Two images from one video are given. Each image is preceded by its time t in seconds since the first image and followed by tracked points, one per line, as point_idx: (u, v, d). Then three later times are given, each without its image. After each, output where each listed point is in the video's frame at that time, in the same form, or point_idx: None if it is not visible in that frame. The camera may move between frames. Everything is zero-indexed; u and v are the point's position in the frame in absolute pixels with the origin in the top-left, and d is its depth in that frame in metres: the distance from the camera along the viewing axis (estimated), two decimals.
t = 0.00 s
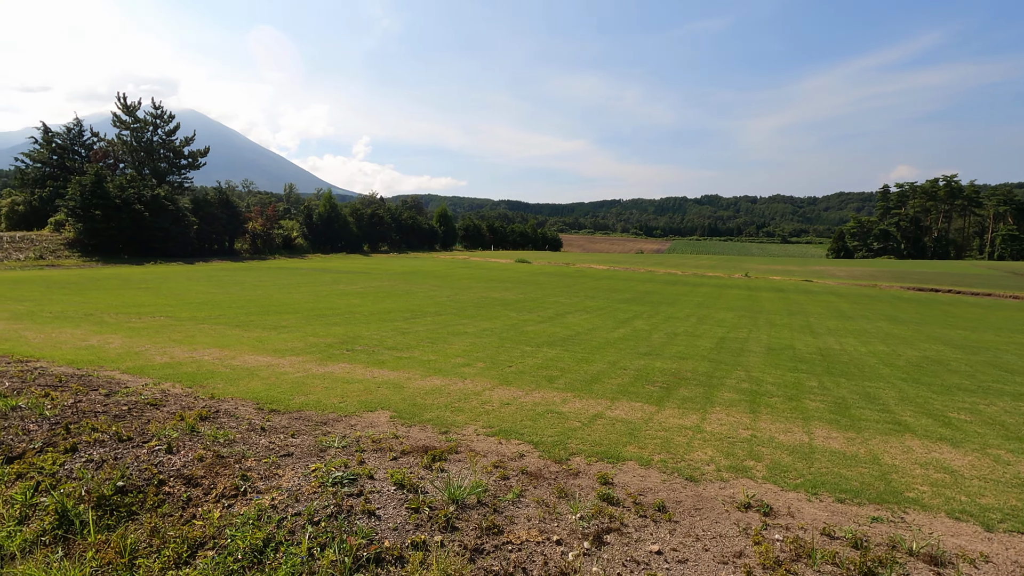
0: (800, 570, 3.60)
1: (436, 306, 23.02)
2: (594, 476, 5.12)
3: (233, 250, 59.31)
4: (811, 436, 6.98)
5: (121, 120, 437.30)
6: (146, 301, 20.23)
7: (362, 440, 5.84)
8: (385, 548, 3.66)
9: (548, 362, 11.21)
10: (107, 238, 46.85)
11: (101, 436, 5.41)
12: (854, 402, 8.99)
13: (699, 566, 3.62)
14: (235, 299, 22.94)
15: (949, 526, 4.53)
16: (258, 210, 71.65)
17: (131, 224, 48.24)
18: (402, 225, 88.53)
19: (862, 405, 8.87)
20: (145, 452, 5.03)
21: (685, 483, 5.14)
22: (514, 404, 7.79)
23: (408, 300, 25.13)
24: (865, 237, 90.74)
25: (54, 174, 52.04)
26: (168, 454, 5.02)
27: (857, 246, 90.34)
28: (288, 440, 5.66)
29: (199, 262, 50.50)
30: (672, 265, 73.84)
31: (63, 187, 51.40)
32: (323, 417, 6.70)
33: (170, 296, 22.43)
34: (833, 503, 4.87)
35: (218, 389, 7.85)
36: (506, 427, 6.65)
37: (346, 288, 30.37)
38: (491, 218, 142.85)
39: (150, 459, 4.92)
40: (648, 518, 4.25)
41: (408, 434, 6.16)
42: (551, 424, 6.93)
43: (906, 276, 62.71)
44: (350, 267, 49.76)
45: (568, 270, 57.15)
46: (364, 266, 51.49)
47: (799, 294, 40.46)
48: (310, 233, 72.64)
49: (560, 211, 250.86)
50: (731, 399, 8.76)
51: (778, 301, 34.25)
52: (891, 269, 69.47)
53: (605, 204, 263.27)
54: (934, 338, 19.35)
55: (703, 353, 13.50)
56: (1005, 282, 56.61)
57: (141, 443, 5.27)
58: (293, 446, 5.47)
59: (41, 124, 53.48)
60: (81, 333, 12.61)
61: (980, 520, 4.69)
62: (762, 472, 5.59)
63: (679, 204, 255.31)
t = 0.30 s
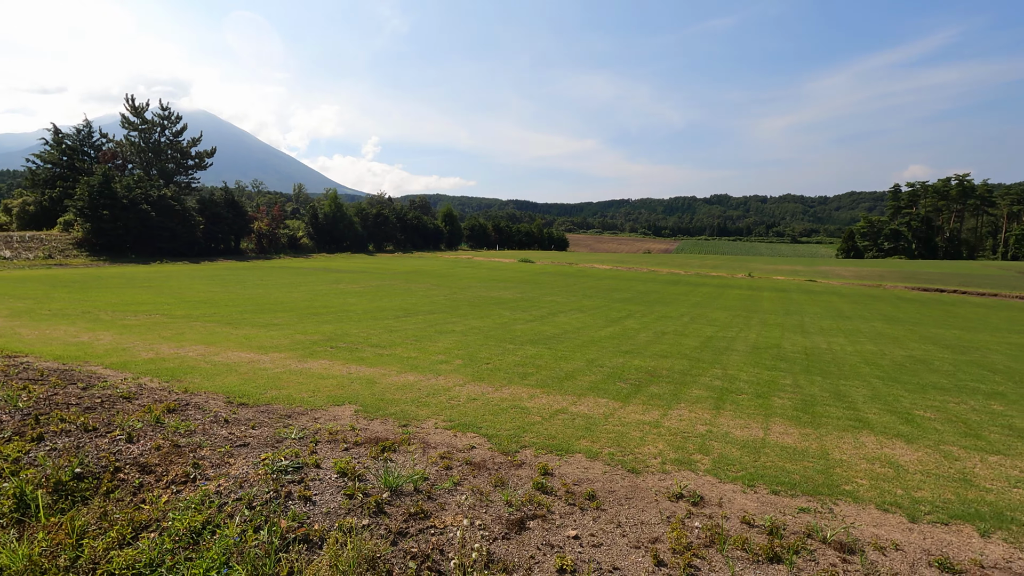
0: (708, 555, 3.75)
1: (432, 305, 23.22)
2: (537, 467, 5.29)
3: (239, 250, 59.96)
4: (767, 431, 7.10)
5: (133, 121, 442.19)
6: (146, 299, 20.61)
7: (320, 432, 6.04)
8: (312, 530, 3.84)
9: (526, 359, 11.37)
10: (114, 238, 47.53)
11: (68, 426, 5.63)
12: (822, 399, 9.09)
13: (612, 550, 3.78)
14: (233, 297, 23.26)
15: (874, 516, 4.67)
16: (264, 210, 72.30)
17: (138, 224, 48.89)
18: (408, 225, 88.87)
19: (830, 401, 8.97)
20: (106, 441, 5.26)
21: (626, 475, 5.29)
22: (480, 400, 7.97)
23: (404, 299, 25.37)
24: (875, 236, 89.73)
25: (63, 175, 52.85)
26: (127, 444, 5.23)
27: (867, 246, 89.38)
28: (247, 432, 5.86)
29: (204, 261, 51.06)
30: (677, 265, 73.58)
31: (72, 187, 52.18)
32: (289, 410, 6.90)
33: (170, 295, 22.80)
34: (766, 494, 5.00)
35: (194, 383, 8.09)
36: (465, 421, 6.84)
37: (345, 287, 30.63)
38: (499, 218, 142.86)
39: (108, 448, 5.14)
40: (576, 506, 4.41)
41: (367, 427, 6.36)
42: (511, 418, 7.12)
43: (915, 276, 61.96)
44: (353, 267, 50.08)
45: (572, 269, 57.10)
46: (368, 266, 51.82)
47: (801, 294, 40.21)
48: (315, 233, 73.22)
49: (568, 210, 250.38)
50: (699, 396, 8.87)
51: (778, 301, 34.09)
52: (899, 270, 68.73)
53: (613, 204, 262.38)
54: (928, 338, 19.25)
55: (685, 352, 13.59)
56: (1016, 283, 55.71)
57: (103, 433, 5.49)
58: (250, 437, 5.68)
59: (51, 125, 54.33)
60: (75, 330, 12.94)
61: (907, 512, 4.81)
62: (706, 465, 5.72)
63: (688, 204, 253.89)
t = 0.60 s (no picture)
0: (625, 535, 3.98)
1: (428, 304, 23.53)
2: (486, 456, 5.53)
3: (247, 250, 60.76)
4: (725, 425, 7.30)
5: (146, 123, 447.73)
6: (148, 298, 21.09)
7: (287, 422, 6.33)
8: (256, 510, 4.12)
9: (507, 356, 11.60)
10: (124, 238, 48.38)
11: (48, 415, 5.95)
12: (790, 395, 9.26)
13: (535, 529, 4.02)
14: (234, 296, 23.70)
15: (804, 503, 4.86)
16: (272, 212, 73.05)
17: (147, 225, 49.70)
18: (414, 225, 89.31)
19: (798, 397, 9.13)
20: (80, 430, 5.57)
21: (572, 464, 5.53)
22: (451, 394, 8.23)
23: (403, 298, 25.68)
24: (887, 235, 88.55)
25: (75, 177, 53.88)
26: (99, 432, 5.54)
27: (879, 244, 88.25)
28: (216, 422, 6.16)
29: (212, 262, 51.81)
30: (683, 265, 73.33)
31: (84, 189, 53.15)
32: (262, 403, 7.20)
33: (173, 294, 23.27)
34: (703, 482, 5.21)
35: (178, 378, 8.43)
36: (431, 414, 7.10)
37: (347, 287, 31.02)
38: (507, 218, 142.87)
39: (81, 436, 5.44)
40: (512, 491, 4.66)
41: (333, 419, 6.64)
42: (476, 411, 7.37)
43: (926, 275, 61.12)
44: (358, 267, 50.51)
45: (576, 269, 57.12)
46: (373, 266, 52.20)
47: (805, 293, 39.96)
48: (322, 233, 73.93)
49: (578, 210, 249.87)
50: (668, 392, 9.08)
51: (780, 300, 33.93)
52: (909, 269, 67.94)
53: (624, 202, 260.75)
54: (922, 337, 19.17)
55: (669, 350, 13.74)
56: None
57: (79, 422, 5.80)
58: (217, 426, 5.97)
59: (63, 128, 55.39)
60: (75, 327, 13.38)
61: (836, 500, 5.01)
62: (653, 455, 5.94)
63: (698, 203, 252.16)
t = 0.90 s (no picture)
0: (549, 520, 4.25)
1: (424, 304, 23.90)
2: (439, 449, 5.83)
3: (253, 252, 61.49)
4: (683, 420, 7.56)
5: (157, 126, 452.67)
6: (151, 300, 21.58)
7: (256, 418, 6.67)
8: (210, 497, 4.46)
9: (488, 355, 11.92)
10: (132, 241, 49.16)
11: (32, 412, 6.32)
12: (758, 392, 9.49)
13: (466, 515, 4.31)
14: (235, 298, 24.18)
15: (734, 492, 5.11)
16: (278, 213, 73.78)
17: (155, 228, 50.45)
18: (419, 225, 89.78)
19: (764, 394, 9.36)
20: (59, 425, 5.92)
21: (521, 456, 5.83)
22: (424, 392, 8.54)
23: (400, 299, 26.04)
24: (898, 232, 87.49)
25: (85, 181, 54.79)
26: (75, 428, 5.88)
27: (889, 242, 87.26)
28: (188, 418, 6.49)
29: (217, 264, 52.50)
30: (688, 263, 73.34)
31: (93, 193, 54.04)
32: (238, 400, 7.54)
33: (175, 296, 23.77)
34: (644, 473, 5.48)
35: (163, 377, 8.80)
36: (398, 410, 7.43)
37: (347, 288, 31.44)
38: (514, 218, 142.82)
39: (59, 431, 5.79)
40: (454, 481, 4.95)
41: (302, 415, 6.98)
42: (443, 408, 7.68)
43: (935, 273, 60.45)
44: (362, 268, 50.97)
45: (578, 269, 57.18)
46: (376, 267, 52.57)
47: (806, 292, 39.84)
48: (327, 234, 74.67)
49: (585, 209, 249.13)
50: (638, 389, 9.34)
51: (780, 299, 33.87)
52: (917, 267, 67.26)
53: (632, 202, 259.89)
54: (913, 335, 19.21)
55: (651, 349, 13.99)
56: None
57: (59, 419, 6.15)
58: (189, 422, 6.31)
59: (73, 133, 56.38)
60: (75, 329, 13.83)
61: (768, 490, 5.24)
62: (603, 449, 6.22)
63: (706, 202, 250.95)
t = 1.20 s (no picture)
0: (482, 504, 4.39)
1: (420, 304, 24.14)
2: (395, 440, 5.99)
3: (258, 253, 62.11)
4: (647, 414, 7.68)
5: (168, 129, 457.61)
6: (150, 300, 21.96)
7: (225, 409, 6.87)
8: (163, 481, 4.63)
9: (469, 352, 12.08)
10: (139, 242, 49.73)
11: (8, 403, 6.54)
12: (730, 388, 9.60)
13: (404, 499, 4.46)
14: (234, 297, 24.54)
15: (675, 481, 5.23)
16: (284, 215, 74.44)
17: (161, 229, 51.09)
18: (424, 226, 90.12)
19: (736, 390, 9.47)
20: (32, 415, 6.13)
21: (475, 446, 5.98)
22: (397, 387, 8.72)
23: (397, 299, 26.30)
24: (909, 232, 86.48)
25: (94, 183, 55.62)
26: (47, 418, 6.09)
27: (900, 242, 86.29)
28: (158, 409, 6.70)
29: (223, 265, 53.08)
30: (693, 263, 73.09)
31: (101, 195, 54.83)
32: (212, 393, 7.75)
33: (175, 296, 24.14)
34: (591, 462, 5.61)
35: (145, 372, 9.04)
36: (367, 403, 7.60)
37: (347, 288, 31.72)
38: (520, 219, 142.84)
39: (30, 420, 6.01)
40: (400, 468, 5.11)
41: (270, 407, 7.18)
42: (412, 402, 7.86)
43: (944, 273, 59.77)
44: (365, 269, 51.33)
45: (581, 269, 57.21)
46: (379, 268, 52.91)
47: (808, 292, 39.63)
48: (332, 236, 75.27)
49: (593, 210, 248.69)
50: (610, 384, 9.48)
51: (780, 298, 33.74)
52: (926, 267, 66.52)
53: (640, 202, 258.99)
54: (906, 334, 19.13)
55: (635, 347, 14.09)
56: None
57: (33, 409, 6.37)
58: (158, 413, 6.52)
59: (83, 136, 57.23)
60: (70, 326, 14.16)
61: (710, 479, 5.36)
62: (559, 440, 6.36)
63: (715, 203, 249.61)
